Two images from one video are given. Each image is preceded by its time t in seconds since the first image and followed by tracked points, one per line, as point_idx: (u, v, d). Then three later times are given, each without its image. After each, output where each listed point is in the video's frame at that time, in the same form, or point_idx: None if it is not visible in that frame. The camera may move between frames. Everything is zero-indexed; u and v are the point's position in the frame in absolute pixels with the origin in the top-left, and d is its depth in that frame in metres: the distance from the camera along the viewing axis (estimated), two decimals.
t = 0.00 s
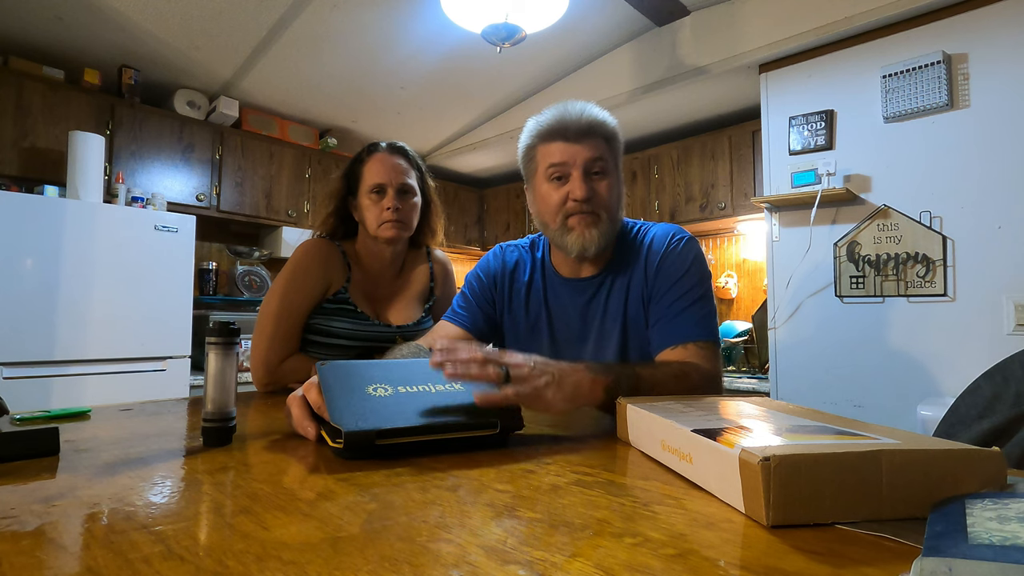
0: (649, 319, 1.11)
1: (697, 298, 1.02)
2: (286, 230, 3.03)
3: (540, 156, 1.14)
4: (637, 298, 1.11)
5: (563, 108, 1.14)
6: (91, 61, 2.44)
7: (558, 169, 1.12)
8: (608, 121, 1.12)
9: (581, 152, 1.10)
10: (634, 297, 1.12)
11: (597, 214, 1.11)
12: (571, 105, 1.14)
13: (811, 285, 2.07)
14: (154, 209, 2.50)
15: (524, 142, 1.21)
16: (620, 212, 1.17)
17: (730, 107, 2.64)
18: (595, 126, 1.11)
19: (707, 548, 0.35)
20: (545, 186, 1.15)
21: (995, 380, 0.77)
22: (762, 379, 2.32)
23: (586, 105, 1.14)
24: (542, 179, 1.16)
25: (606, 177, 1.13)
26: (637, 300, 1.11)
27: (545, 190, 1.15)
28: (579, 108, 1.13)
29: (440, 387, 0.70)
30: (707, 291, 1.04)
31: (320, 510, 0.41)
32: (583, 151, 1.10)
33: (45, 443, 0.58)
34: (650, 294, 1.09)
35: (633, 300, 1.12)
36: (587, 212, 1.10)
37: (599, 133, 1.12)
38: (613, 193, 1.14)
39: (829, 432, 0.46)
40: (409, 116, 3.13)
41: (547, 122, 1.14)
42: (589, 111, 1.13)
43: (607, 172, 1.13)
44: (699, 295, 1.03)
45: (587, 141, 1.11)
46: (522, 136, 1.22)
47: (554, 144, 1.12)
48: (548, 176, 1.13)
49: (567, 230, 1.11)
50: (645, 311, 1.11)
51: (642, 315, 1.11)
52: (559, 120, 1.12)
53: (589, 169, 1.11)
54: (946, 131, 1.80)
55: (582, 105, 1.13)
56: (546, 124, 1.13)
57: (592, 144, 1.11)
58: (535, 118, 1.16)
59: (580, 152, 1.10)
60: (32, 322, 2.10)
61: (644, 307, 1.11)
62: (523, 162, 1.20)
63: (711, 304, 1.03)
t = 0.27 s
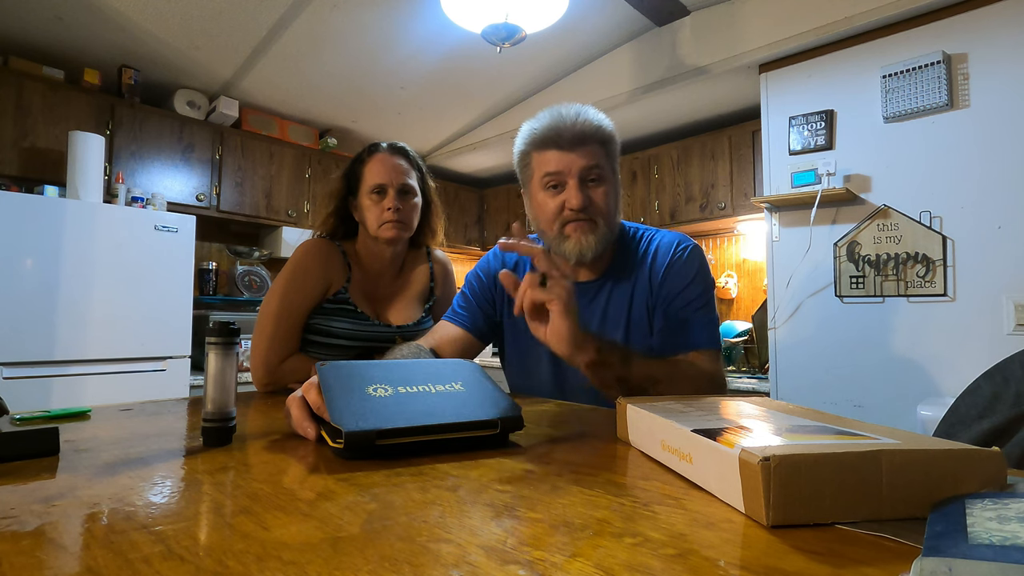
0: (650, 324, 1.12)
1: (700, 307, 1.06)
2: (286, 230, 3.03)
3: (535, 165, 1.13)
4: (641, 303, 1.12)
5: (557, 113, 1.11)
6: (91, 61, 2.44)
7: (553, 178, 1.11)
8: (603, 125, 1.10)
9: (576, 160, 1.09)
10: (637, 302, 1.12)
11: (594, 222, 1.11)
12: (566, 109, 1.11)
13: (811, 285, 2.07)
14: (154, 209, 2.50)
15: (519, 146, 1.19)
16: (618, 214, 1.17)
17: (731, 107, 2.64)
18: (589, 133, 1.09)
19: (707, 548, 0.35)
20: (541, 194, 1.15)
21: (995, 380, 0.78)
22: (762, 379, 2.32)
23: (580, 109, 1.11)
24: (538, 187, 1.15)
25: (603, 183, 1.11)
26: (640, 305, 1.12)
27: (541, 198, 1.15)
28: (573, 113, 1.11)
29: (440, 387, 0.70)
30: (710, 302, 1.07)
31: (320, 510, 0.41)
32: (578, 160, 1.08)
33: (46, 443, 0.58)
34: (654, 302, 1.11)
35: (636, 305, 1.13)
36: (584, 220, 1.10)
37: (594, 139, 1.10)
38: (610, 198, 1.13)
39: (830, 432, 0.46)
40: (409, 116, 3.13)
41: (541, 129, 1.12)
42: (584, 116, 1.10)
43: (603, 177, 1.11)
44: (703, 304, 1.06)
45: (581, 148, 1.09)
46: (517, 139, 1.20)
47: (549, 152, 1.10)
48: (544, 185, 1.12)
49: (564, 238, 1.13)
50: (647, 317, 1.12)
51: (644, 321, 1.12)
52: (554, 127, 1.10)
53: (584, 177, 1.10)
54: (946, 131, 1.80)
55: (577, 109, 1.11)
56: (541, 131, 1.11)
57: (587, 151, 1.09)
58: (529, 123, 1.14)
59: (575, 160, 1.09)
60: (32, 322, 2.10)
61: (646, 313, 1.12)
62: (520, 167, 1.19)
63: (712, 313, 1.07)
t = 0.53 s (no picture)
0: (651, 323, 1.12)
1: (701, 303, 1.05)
2: (286, 230, 3.03)
3: (540, 161, 1.13)
4: (641, 302, 1.12)
5: (565, 111, 1.12)
6: (91, 61, 2.44)
7: (558, 175, 1.10)
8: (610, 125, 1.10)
9: (582, 158, 1.09)
10: (638, 301, 1.12)
11: (597, 220, 1.10)
12: (573, 108, 1.12)
13: (811, 285, 2.07)
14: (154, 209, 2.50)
15: (525, 143, 1.19)
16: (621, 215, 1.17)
17: (730, 107, 2.64)
18: (596, 132, 1.09)
19: (707, 548, 0.35)
20: (546, 191, 1.14)
21: (995, 380, 0.77)
22: (762, 379, 2.32)
23: (588, 108, 1.12)
24: (543, 184, 1.15)
25: (608, 182, 1.12)
26: (641, 304, 1.12)
27: (546, 195, 1.14)
28: (581, 111, 1.11)
29: (441, 387, 0.70)
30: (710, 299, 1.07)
31: (320, 510, 0.41)
32: (584, 157, 1.09)
33: (46, 443, 0.58)
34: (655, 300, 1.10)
35: (636, 304, 1.12)
36: (587, 218, 1.10)
37: (600, 138, 1.10)
38: (614, 198, 1.13)
39: (829, 432, 0.46)
40: (409, 116, 3.13)
41: (548, 126, 1.12)
42: (591, 115, 1.11)
43: (607, 177, 1.12)
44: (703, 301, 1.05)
45: (588, 147, 1.09)
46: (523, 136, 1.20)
47: (555, 149, 1.10)
48: (549, 182, 1.12)
49: (567, 236, 1.12)
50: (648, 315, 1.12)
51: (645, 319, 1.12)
52: (561, 125, 1.10)
53: (589, 175, 1.10)
54: (946, 131, 1.80)
55: (585, 108, 1.11)
56: (548, 128, 1.11)
57: (593, 150, 1.09)
58: (537, 120, 1.15)
59: (581, 158, 1.09)
60: (32, 322, 2.10)
61: (647, 311, 1.12)
62: (524, 164, 1.19)
63: (713, 309, 1.06)
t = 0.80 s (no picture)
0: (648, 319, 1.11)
1: (697, 298, 1.03)
2: (286, 230, 3.03)
3: (538, 157, 1.14)
4: (638, 299, 1.11)
5: (564, 109, 1.13)
6: (91, 61, 2.44)
7: (555, 171, 1.11)
8: (608, 124, 1.11)
9: (579, 155, 1.09)
10: (634, 298, 1.12)
11: (593, 217, 1.10)
12: (572, 106, 1.13)
13: (811, 285, 2.07)
14: (154, 209, 2.50)
15: (524, 140, 1.20)
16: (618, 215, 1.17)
17: (731, 107, 2.64)
18: (594, 129, 1.10)
19: (707, 548, 0.35)
20: (543, 187, 1.14)
21: (995, 380, 0.78)
22: (762, 379, 2.32)
23: (586, 107, 1.13)
24: (539, 180, 1.15)
25: (604, 181, 1.12)
26: (638, 301, 1.11)
27: (542, 191, 1.15)
28: (580, 110, 1.12)
29: (441, 387, 0.70)
30: (706, 292, 1.05)
31: (320, 511, 0.41)
32: (582, 154, 1.09)
33: (45, 443, 0.58)
34: (652, 296, 1.09)
35: (633, 301, 1.12)
36: (583, 215, 1.10)
37: (598, 136, 1.11)
38: (611, 197, 1.13)
39: (829, 432, 0.46)
40: (409, 116, 3.13)
41: (547, 123, 1.13)
42: (589, 114, 1.12)
43: (604, 175, 1.12)
44: (699, 296, 1.03)
45: (585, 144, 1.10)
46: (522, 135, 1.21)
47: (553, 146, 1.11)
48: (545, 178, 1.12)
49: (562, 231, 1.12)
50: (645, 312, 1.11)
51: (642, 316, 1.11)
52: (559, 122, 1.11)
53: (586, 172, 1.10)
54: (946, 131, 1.80)
55: (583, 107, 1.12)
56: (547, 125, 1.12)
57: (591, 148, 1.10)
58: (536, 117, 1.15)
59: (578, 155, 1.10)
60: (32, 322, 2.10)
61: (644, 308, 1.11)
62: (522, 161, 1.20)
63: (710, 305, 1.04)
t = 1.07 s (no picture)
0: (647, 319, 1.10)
1: (695, 298, 1.02)
2: (286, 230, 3.03)
3: (532, 164, 1.13)
4: (637, 299, 1.11)
5: (557, 113, 1.12)
6: (91, 61, 2.43)
7: (549, 177, 1.11)
8: (601, 125, 1.11)
9: (572, 159, 1.09)
10: (633, 298, 1.12)
11: (588, 221, 1.10)
12: (565, 109, 1.12)
13: (811, 285, 2.07)
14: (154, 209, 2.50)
15: (518, 144, 1.19)
16: (614, 217, 1.17)
17: (730, 107, 2.64)
18: (587, 133, 1.09)
19: (707, 548, 0.35)
20: (538, 193, 1.15)
21: (995, 380, 0.77)
22: (762, 379, 2.32)
23: (579, 110, 1.12)
24: (534, 185, 1.15)
25: (599, 184, 1.12)
26: (636, 301, 1.11)
27: (537, 197, 1.15)
28: (572, 113, 1.11)
29: (440, 388, 0.69)
30: (705, 292, 1.04)
31: (320, 511, 0.41)
32: (575, 159, 1.09)
33: (45, 442, 0.58)
34: (650, 296, 1.09)
35: (632, 301, 1.12)
36: (577, 220, 1.10)
37: (592, 139, 1.10)
38: (606, 200, 1.13)
39: (829, 432, 0.46)
40: (409, 116, 3.13)
41: (539, 129, 1.12)
42: (582, 117, 1.11)
43: (598, 178, 1.12)
44: (696, 295, 1.03)
45: (578, 149, 1.09)
46: (516, 140, 1.20)
47: (547, 151, 1.11)
48: (540, 184, 1.12)
49: (558, 237, 1.12)
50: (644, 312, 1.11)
51: (641, 316, 1.11)
52: (552, 127, 1.10)
53: (580, 177, 1.10)
54: (946, 131, 1.80)
55: (576, 109, 1.12)
56: (539, 131, 1.12)
57: (584, 152, 1.09)
58: (529, 123, 1.15)
59: (571, 160, 1.09)
60: (32, 322, 2.10)
61: (643, 308, 1.11)
62: (518, 166, 1.20)
63: (708, 304, 1.03)
